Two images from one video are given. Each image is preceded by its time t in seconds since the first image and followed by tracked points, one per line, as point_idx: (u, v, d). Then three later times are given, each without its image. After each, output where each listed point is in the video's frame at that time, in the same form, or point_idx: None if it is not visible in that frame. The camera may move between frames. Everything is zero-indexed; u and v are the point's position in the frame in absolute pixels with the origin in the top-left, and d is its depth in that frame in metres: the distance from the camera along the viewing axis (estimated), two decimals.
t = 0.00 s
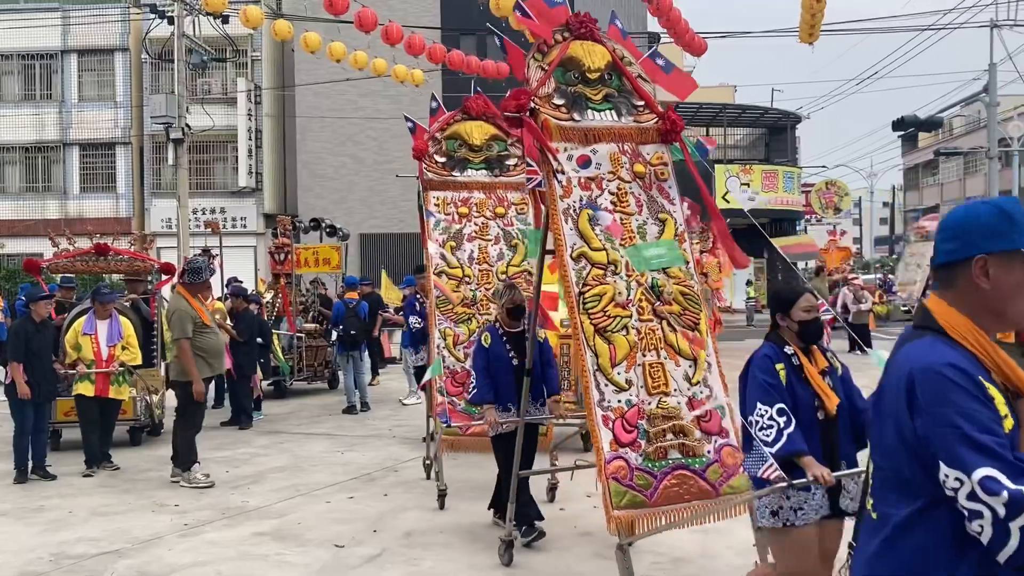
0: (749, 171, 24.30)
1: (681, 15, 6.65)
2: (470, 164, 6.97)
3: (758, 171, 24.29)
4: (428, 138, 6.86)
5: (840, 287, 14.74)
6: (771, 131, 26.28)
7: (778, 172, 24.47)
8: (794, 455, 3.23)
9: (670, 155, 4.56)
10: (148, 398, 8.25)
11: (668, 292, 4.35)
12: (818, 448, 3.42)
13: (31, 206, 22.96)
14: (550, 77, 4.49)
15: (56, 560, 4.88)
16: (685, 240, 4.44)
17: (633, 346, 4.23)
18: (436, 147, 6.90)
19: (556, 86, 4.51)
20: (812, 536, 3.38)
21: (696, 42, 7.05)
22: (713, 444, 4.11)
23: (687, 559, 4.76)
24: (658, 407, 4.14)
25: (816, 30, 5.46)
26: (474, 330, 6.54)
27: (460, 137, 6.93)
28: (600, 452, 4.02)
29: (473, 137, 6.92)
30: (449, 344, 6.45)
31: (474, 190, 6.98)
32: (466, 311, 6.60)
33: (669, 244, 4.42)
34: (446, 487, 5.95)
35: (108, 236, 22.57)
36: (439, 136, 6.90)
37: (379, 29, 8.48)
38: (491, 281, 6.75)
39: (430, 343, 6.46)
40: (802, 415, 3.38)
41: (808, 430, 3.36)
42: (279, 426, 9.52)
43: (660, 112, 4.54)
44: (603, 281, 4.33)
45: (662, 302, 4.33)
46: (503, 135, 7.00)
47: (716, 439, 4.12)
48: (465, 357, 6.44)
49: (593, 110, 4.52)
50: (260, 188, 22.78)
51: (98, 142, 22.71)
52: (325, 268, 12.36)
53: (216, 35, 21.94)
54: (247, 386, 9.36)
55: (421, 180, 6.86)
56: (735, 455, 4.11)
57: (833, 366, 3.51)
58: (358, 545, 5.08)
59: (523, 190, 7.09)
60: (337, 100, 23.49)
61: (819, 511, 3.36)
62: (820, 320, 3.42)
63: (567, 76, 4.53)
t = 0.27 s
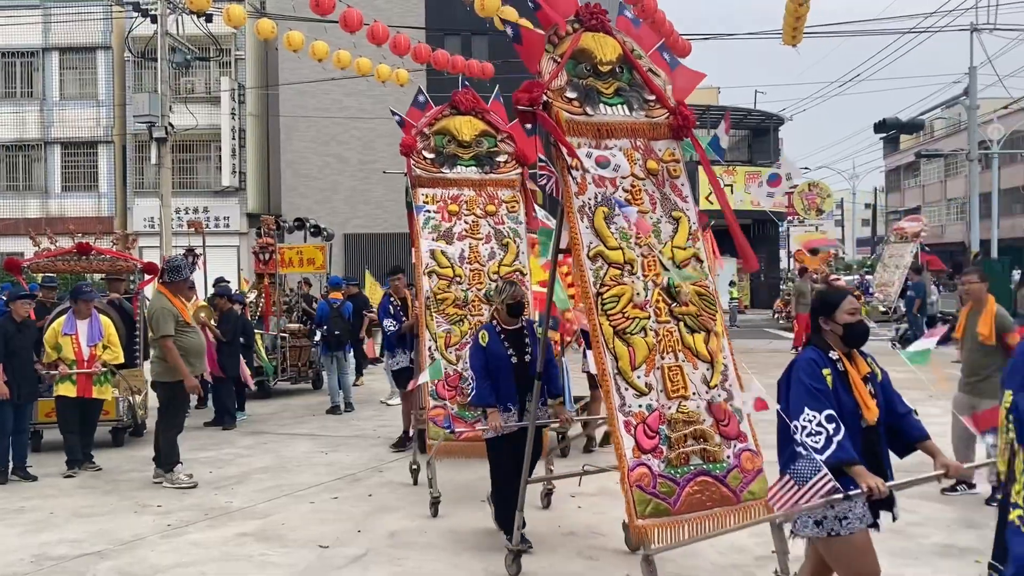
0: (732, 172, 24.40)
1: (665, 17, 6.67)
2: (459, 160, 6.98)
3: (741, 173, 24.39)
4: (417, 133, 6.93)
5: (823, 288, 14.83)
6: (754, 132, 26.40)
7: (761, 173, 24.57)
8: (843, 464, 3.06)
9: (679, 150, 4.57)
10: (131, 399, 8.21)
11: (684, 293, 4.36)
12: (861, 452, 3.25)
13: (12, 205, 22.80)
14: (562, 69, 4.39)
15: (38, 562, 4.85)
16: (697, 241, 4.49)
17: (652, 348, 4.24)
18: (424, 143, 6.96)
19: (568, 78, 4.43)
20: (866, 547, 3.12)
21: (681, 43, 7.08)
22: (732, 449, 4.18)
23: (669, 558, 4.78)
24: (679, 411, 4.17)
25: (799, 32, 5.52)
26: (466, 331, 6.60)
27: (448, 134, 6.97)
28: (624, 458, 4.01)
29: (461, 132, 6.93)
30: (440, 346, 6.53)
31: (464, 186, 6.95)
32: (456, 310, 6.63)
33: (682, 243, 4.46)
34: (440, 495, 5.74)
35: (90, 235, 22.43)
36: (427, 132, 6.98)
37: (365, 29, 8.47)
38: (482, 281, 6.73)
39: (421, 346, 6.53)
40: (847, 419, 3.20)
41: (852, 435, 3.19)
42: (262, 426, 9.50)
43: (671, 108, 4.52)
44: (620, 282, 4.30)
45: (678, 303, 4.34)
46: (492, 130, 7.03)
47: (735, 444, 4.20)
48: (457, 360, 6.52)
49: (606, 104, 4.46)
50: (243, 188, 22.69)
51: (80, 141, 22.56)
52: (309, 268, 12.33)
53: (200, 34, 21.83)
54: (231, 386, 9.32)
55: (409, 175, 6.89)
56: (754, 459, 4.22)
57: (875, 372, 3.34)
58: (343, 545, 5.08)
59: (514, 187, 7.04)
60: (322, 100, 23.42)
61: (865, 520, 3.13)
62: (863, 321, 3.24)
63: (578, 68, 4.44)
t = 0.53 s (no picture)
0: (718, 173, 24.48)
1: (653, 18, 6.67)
2: (453, 157, 6.92)
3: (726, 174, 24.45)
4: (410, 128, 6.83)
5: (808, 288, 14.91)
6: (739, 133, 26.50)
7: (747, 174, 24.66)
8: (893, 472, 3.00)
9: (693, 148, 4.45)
10: (116, 399, 8.18)
11: (701, 293, 4.18)
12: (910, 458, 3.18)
13: None
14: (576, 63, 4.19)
15: (22, 563, 4.82)
16: (713, 239, 4.32)
17: (673, 350, 4.01)
18: (418, 138, 6.87)
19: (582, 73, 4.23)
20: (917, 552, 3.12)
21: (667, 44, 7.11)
22: (753, 453, 3.98)
23: (656, 558, 4.80)
24: (701, 414, 3.95)
25: (784, 34, 5.50)
26: (464, 332, 6.49)
27: (442, 129, 6.90)
28: (648, 463, 3.75)
29: (455, 128, 6.88)
30: (436, 347, 6.41)
31: (458, 184, 6.86)
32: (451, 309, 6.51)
33: (699, 242, 4.27)
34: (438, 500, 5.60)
35: (74, 234, 22.28)
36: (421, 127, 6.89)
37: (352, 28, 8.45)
38: (477, 280, 6.63)
39: (417, 347, 6.38)
40: (892, 427, 3.15)
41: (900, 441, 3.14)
42: (249, 426, 9.47)
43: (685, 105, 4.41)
44: (639, 282, 4.07)
45: (696, 304, 4.15)
46: (487, 126, 6.99)
47: (756, 449, 3.99)
48: (454, 361, 6.38)
49: (620, 99, 4.28)
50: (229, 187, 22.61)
51: (64, 139, 22.42)
52: (296, 267, 12.29)
53: (185, 32, 21.74)
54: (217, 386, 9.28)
55: (403, 172, 6.79)
56: (775, 464, 4.01)
57: (917, 376, 3.32)
58: (330, 545, 5.08)
59: (509, 184, 7.02)
60: (308, 99, 23.35)
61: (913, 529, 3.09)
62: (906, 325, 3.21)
63: (591, 62, 4.26)
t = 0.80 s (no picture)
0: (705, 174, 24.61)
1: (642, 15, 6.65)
2: (448, 153, 6.68)
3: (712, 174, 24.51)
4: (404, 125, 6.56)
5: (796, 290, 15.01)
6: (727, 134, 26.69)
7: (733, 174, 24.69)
8: (957, 478, 2.94)
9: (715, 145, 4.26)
10: (102, 399, 8.12)
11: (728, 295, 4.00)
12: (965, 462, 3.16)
13: None
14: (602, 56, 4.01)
15: (9, 563, 4.78)
16: (737, 239, 4.15)
17: (704, 354, 3.83)
18: (412, 134, 6.61)
19: (608, 67, 4.05)
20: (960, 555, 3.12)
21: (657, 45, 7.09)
22: (783, 458, 3.83)
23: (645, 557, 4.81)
24: (732, 420, 3.78)
25: (774, 35, 5.40)
26: (464, 333, 6.31)
27: (436, 125, 6.66)
28: (683, 471, 3.59)
29: (451, 124, 6.64)
30: (435, 349, 6.17)
31: (453, 181, 6.65)
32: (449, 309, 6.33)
33: (723, 243, 4.10)
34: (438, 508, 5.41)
35: (58, 232, 22.12)
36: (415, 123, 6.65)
37: (341, 26, 8.39)
38: (475, 280, 6.45)
39: (415, 349, 6.12)
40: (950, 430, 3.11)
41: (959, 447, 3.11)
42: (236, 426, 9.43)
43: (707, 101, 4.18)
44: (668, 283, 3.88)
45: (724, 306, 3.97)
46: (483, 122, 6.78)
47: (786, 454, 3.85)
48: (454, 363, 6.22)
49: (644, 94, 4.10)
50: (215, 185, 22.51)
51: (48, 137, 22.25)
52: (281, 266, 12.23)
53: (171, 29, 21.62)
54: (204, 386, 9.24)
55: (397, 168, 6.51)
56: (804, 470, 3.88)
57: (968, 377, 3.30)
58: (319, 545, 5.06)
59: (506, 182, 6.83)
60: (295, 97, 23.27)
61: (963, 536, 3.08)
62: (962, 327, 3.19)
63: (616, 56, 4.08)
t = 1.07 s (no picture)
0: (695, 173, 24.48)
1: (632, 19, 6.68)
2: (451, 148, 6.53)
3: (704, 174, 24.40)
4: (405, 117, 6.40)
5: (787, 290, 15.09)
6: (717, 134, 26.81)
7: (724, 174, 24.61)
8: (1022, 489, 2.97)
9: (742, 141, 4.14)
10: (92, 397, 8.10)
11: (761, 294, 3.88)
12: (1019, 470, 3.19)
13: None
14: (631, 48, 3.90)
15: None
16: (766, 239, 4.05)
17: (741, 355, 3.68)
18: (414, 128, 6.44)
19: (638, 59, 3.93)
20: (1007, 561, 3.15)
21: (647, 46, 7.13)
22: (818, 462, 3.71)
23: (637, 556, 4.83)
24: (770, 422, 3.64)
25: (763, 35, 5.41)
26: (469, 332, 6.21)
27: (439, 119, 6.53)
28: (728, 476, 3.41)
29: (454, 118, 6.53)
30: (438, 349, 6.07)
31: (456, 177, 6.53)
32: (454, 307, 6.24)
33: (754, 242, 4.00)
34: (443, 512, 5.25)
35: (46, 229, 22.04)
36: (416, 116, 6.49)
37: (332, 24, 8.38)
38: (479, 279, 6.37)
39: (419, 349, 6.04)
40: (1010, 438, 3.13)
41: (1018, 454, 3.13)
42: (226, 425, 9.39)
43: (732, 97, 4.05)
44: (704, 282, 3.72)
45: (757, 306, 3.85)
46: (485, 117, 6.68)
47: (820, 457, 3.73)
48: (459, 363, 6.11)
49: (675, 88, 3.99)
50: (204, 183, 22.45)
51: (36, 134, 22.16)
52: (272, 266, 12.12)
53: (161, 26, 21.56)
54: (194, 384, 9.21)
55: (401, 163, 6.34)
56: (837, 473, 3.77)
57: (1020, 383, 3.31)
58: (311, 544, 5.06)
59: (509, 178, 6.76)
60: (285, 95, 23.22)
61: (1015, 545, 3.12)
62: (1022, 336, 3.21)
63: (646, 48, 3.98)
